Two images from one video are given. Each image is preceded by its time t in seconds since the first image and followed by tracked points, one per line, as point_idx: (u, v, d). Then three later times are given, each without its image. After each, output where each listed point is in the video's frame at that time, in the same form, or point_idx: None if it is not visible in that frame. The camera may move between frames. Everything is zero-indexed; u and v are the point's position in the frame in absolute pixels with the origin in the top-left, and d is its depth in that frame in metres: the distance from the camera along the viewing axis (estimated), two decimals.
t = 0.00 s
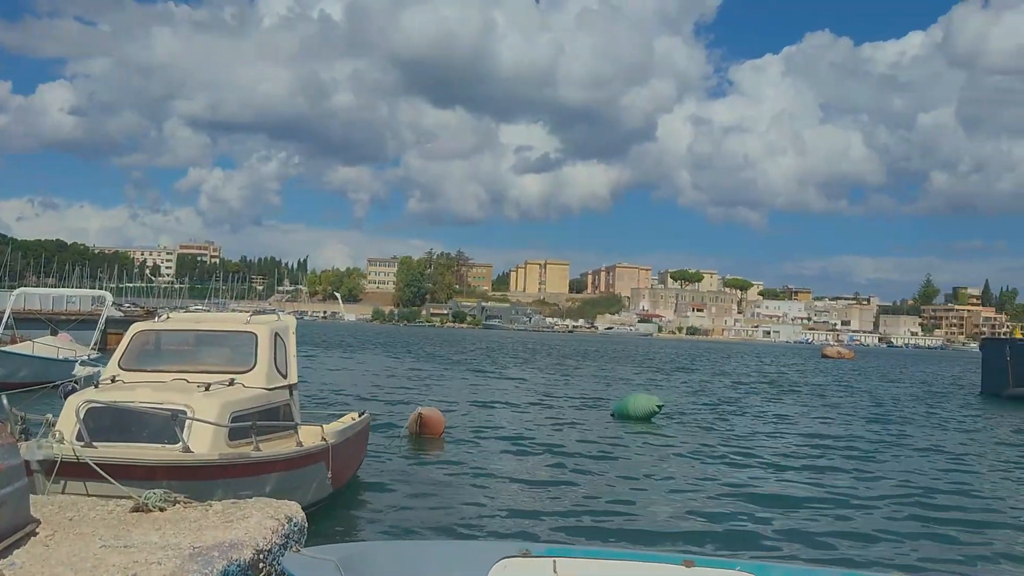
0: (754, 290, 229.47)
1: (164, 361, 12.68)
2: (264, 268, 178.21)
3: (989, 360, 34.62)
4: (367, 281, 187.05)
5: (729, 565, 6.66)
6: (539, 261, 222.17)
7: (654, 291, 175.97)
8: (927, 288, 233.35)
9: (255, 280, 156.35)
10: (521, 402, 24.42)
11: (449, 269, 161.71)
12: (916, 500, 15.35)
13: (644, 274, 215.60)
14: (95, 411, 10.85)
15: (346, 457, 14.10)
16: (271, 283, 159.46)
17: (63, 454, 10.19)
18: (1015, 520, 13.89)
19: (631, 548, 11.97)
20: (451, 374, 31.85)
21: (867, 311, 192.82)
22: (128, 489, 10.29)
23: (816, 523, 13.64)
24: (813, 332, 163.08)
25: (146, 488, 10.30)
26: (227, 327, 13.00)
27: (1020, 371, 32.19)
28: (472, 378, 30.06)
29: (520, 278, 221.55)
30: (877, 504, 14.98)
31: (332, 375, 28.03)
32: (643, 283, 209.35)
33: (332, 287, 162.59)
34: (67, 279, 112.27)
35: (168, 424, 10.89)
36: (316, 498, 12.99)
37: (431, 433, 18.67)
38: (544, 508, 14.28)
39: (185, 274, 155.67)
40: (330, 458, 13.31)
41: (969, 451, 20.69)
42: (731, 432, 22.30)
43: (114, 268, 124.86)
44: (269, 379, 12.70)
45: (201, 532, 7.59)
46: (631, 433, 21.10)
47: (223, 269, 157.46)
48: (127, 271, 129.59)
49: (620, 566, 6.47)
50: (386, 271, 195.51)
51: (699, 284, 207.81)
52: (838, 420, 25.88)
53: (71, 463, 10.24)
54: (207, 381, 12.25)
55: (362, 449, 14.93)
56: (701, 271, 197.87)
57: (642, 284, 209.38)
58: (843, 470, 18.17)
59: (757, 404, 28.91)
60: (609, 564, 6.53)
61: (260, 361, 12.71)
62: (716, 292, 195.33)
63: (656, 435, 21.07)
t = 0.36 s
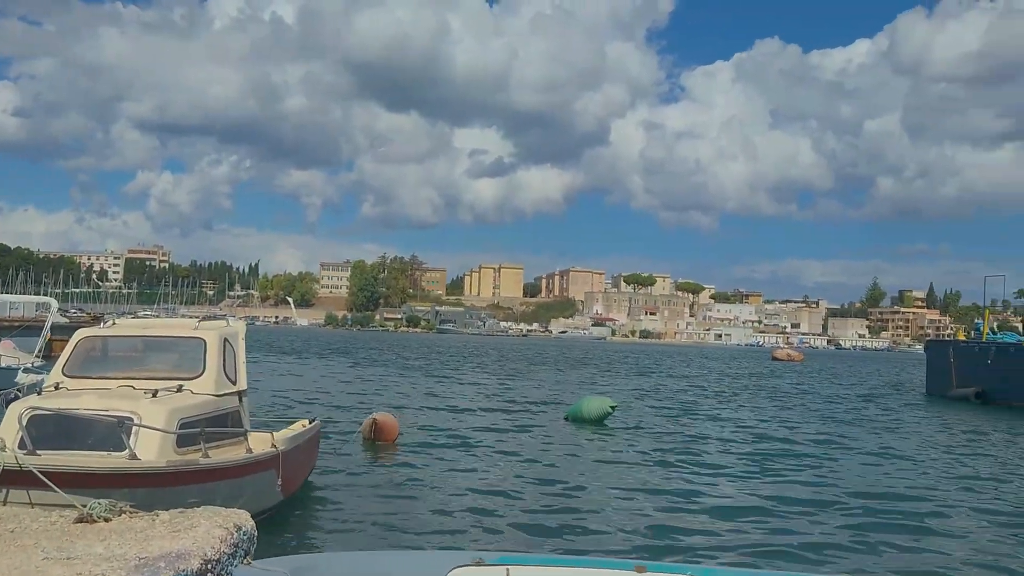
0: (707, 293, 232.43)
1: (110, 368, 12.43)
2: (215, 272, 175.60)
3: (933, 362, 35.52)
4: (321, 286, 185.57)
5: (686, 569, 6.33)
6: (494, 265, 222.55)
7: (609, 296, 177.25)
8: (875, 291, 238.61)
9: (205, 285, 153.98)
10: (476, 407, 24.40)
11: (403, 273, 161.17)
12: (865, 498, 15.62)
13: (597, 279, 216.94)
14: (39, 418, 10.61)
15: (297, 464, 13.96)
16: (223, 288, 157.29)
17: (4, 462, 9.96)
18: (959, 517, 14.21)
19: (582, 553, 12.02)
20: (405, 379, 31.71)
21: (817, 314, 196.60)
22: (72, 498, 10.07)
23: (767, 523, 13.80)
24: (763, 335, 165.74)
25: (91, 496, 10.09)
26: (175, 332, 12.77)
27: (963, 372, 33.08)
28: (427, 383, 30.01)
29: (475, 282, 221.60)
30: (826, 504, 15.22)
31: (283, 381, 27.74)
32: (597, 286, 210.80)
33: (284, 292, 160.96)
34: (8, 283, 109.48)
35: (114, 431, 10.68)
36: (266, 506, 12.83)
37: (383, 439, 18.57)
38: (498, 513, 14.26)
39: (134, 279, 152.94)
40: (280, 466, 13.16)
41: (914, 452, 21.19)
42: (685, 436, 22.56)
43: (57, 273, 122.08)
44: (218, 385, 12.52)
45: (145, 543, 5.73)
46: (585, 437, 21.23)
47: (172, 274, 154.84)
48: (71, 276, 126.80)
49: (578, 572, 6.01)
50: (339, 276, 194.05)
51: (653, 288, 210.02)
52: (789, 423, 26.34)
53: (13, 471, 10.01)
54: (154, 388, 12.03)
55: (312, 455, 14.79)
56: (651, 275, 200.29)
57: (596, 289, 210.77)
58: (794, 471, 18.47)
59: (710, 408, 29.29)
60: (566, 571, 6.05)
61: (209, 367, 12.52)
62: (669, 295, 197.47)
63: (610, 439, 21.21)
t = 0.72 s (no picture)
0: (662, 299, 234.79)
1: (55, 376, 12.14)
2: (165, 278, 172.44)
3: (880, 365, 36.33)
4: (274, 291, 183.39)
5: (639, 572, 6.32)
6: (450, 270, 222.18)
7: (564, 301, 178.06)
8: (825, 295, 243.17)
9: (155, 291, 151.12)
10: (431, 414, 24.28)
11: (357, 279, 160.09)
12: (815, 500, 15.92)
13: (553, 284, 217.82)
14: None
15: (246, 472, 13.77)
16: (172, 293, 154.44)
17: None
18: (906, 517, 14.56)
19: (537, 557, 12.04)
20: (358, 385, 31.44)
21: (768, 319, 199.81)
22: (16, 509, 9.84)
23: (722, 525, 13.97)
24: (715, 340, 167.96)
25: (36, 507, 9.86)
26: (124, 339, 12.53)
27: (908, 375, 33.89)
28: (380, 389, 29.77)
29: (430, 288, 220.98)
30: (778, 505, 15.47)
31: (234, 389, 27.30)
32: (552, 292, 211.65)
33: (236, 298, 158.79)
34: None
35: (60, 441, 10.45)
36: (215, 515, 12.65)
37: (336, 445, 18.42)
38: (454, 519, 14.23)
39: (80, 285, 149.52)
40: (230, 474, 12.99)
41: (863, 455, 21.63)
42: (640, 440, 22.75)
43: None
44: (168, 393, 12.32)
45: (90, 553, 5.56)
46: (540, 442, 21.28)
47: (121, 279, 151.69)
48: (13, 282, 123.53)
49: None
50: (291, 281, 191.96)
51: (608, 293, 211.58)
52: (741, 427, 26.71)
53: None
54: (101, 396, 11.79)
55: (262, 463, 14.62)
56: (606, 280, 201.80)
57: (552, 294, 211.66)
58: (747, 474, 18.74)
59: (666, 413, 29.52)
60: None
61: (158, 375, 12.32)
62: (624, 301, 198.99)
63: (566, 444, 21.30)
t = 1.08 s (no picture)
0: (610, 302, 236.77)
1: None
2: (105, 283, 168.24)
3: (822, 368, 37.14)
4: (219, 296, 180.41)
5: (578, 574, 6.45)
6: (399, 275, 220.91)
7: (514, 306, 178.48)
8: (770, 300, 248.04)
9: (95, 295, 147.34)
10: (378, 420, 24.17)
11: (303, 284, 158.23)
12: (757, 502, 16.21)
13: (503, 289, 218.22)
14: None
15: (188, 480, 13.58)
16: (113, 298, 150.69)
17: None
18: (844, 517, 14.92)
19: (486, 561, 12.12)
20: (304, 392, 31.13)
21: (715, 324, 202.90)
22: None
23: (665, 527, 14.15)
24: (662, 344, 170.03)
25: None
26: (61, 346, 12.26)
27: (848, 378, 34.69)
28: (326, 396, 29.52)
29: (379, 292, 219.64)
30: (721, 508, 15.71)
31: (174, 396, 26.80)
32: (502, 296, 211.89)
33: (180, 303, 155.87)
34: None
35: None
36: (157, 524, 12.46)
37: (281, 453, 18.26)
38: (400, 525, 14.18)
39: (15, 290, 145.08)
40: (171, 482, 12.80)
41: (805, 457, 22.10)
42: (587, 445, 22.91)
43: None
44: (107, 401, 12.10)
45: (20, 566, 5.49)
46: (487, 448, 21.30)
47: (58, 284, 147.52)
48: None
49: None
50: (236, 286, 188.87)
51: (558, 298, 212.76)
52: (686, 430, 27.14)
53: None
54: (37, 405, 11.53)
55: (204, 471, 14.42)
56: (555, 285, 202.95)
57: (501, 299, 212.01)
58: (692, 477, 19.00)
59: (613, 417, 29.84)
60: None
61: (97, 383, 12.08)
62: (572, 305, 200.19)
63: (513, 450, 21.34)
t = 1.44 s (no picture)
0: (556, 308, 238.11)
1: None
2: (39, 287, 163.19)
3: (763, 372, 37.89)
4: (158, 302, 176.39)
5: None
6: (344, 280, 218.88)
7: (461, 312, 178.24)
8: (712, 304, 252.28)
9: (28, 301, 142.82)
10: (322, 427, 23.93)
11: (246, 289, 155.71)
12: (701, 507, 16.47)
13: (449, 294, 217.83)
14: None
15: (124, 489, 13.26)
16: (47, 304, 146.22)
17: None
18: (786, 521, 15.21)
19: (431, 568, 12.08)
20: (245, 399, 30.65)
21: (659, 329, 205.56)
22: None
23: (611, 533, 14.30)
24: (607, 349, 171.60)
25: None
26: None
27: (788, 382, 35.46)
28: (268, 403, 29.12)
29: (324, 297, 217.38)
30: (667, 513, 15.92)
31: (110, 403, 26.15)
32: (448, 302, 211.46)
33: (118, 309, 152.14)
34: None
35: None
36: (90, 535, 12.13)
37: (221, 461, 17.94)
38: (346, 533, 14.07)
39: None
40: (106, 492, 12.48)
41: (746, 461, 22.53)
42: (534, 451, 22.99)
43: None
44: (40, 409, 11.75)
45: None
46: (433, 455, 21.27)
47: None
48: None
49: None
50: (177, 291, 184.93)
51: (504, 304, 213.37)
52: (630, 436, 27.44)
53: None
54: None
55: (140, 480, 14.09)
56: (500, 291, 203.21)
57: (447, 304, 211.54)
58: (637, 483, 19.21)
59: (558, 423, 30.02)
60: None
61: (29, 390, 11.73)
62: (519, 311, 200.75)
63: (459, 457, 21.32)
